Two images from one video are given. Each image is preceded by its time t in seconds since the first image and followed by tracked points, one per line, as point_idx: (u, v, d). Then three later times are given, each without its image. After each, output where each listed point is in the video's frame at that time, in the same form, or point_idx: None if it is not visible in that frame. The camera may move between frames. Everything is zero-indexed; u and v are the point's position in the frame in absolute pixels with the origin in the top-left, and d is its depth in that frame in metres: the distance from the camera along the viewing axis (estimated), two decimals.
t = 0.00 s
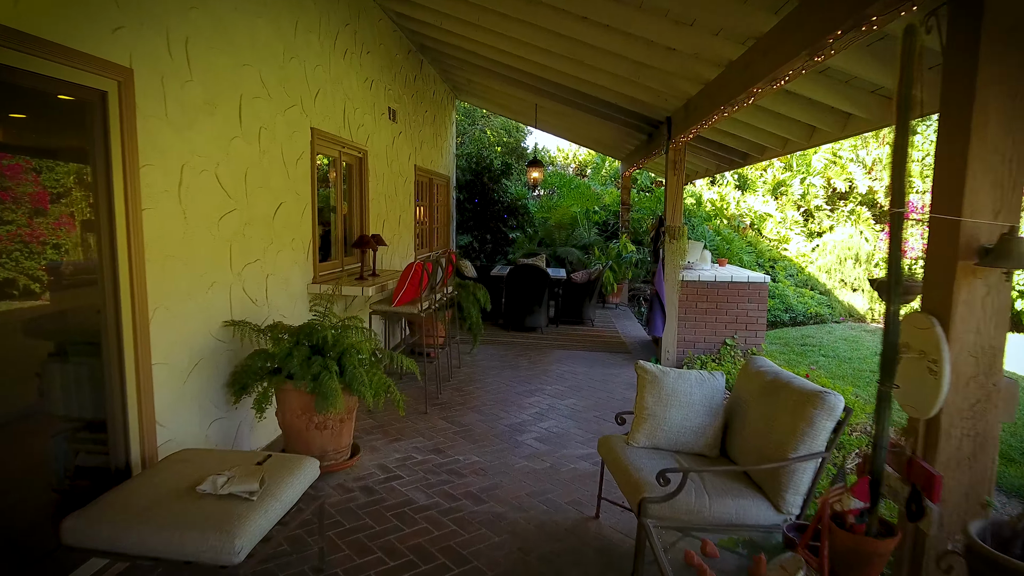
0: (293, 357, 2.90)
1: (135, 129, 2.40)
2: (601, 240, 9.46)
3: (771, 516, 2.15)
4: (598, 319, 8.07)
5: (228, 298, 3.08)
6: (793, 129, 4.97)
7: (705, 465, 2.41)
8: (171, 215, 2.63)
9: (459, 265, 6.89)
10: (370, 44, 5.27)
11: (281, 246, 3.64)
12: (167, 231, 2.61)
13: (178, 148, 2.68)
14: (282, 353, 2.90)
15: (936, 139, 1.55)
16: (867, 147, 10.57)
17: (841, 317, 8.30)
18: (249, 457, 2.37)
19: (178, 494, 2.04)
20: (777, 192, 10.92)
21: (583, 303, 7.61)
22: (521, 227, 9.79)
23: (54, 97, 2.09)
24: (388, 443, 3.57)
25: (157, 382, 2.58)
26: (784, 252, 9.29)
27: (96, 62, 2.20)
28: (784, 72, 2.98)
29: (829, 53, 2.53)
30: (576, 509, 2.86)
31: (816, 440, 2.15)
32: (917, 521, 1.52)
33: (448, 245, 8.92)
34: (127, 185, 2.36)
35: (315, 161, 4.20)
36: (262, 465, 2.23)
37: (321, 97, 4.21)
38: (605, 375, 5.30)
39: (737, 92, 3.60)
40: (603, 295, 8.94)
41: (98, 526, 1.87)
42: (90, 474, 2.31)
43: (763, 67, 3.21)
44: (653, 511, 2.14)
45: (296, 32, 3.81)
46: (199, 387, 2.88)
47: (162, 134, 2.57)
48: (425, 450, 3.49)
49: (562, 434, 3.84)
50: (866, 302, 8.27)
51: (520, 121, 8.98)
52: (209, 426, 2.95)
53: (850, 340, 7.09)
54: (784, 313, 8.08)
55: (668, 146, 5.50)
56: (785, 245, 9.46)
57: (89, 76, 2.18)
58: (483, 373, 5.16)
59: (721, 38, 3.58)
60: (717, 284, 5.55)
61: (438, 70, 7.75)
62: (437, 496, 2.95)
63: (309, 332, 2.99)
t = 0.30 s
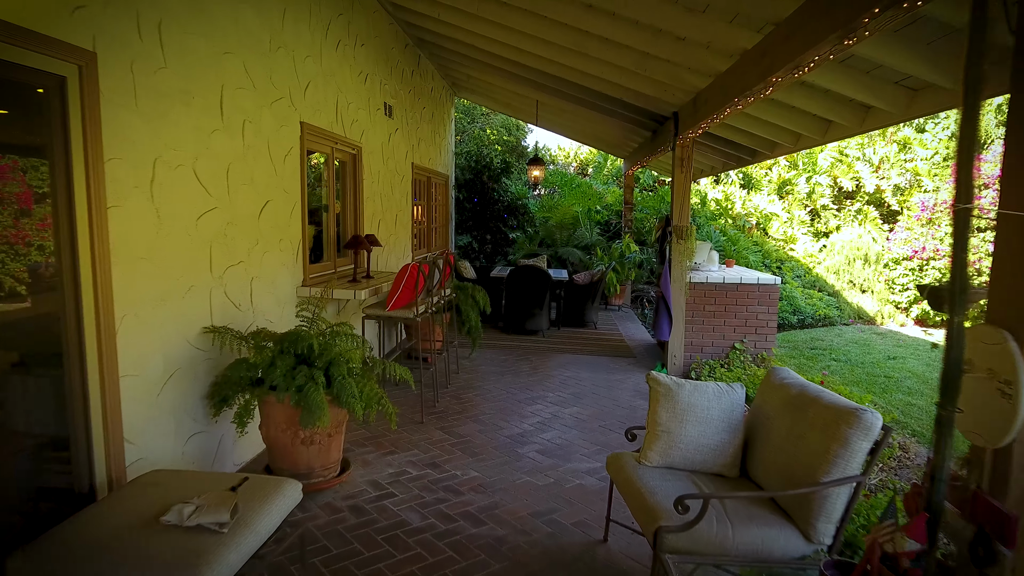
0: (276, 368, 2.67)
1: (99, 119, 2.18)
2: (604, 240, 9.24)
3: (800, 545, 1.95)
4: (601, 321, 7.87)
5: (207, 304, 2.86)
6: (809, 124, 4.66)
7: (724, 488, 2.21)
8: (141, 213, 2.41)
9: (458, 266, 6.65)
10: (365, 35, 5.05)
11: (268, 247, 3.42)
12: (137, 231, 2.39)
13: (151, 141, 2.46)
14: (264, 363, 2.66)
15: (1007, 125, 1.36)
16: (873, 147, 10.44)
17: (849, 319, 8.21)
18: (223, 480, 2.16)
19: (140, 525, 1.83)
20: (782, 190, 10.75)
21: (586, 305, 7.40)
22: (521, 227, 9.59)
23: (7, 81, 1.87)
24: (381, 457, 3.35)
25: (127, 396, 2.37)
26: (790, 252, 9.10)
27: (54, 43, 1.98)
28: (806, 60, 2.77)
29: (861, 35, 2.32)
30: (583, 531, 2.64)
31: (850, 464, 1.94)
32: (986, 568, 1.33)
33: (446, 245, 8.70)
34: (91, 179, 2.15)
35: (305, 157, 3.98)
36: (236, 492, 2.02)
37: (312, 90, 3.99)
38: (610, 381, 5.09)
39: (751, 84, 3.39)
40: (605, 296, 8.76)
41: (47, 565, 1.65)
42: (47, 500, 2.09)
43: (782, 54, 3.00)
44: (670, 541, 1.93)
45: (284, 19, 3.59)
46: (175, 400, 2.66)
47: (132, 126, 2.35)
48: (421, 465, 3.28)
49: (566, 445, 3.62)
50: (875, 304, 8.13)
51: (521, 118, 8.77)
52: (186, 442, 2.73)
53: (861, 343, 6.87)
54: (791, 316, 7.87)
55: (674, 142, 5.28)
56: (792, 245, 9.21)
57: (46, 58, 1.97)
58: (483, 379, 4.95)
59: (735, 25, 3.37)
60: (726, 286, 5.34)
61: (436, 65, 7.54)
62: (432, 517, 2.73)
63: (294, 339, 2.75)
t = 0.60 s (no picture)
0: (259, 380, 2.47)
1: (61, 109, 1.98)
2: (606, 240, 9.11)
3: None
4: (604, 323, 7.68)
5: (186, 309, 2.66)
6: (821, 118, 4.48)
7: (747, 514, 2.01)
8: (110, 212, 2.21)
9: (457, 266, 6.54)
10: (359, 28, 4.85)
11: (254, 248, 3.22)
12: (105, 232, 2.19)
13: (122, 133, 2.26)
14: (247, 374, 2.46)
15: None
16: (880, 146, 10.29)
17: (858, 321, 8.07)
18: (196, 506, 1.96)
19: (100, 561, 1.63)
20: (787, 190, 10.57)
21: (588, 307, 7.21)
22: (523, 227, 9.43)
23: None
24: (374, 471, 3.15)
25: (95, 411, 2.17)
26: (797, 253, 8.84)
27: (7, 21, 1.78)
28: (831, 46, 2.57)
29: (897, 16, 2.12)
30: (590, 555, 2.45)
31: (890, 490, 1.75)
32: None
33: (445, 246, 8.51)
34: (51, 174, 1.95)
35: (295, 153, 3.78)
36: (209, 521, 1.83)
37: (302, 83, 3.79)
38: (615, 387, 4.89)
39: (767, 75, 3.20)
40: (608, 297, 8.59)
41: None
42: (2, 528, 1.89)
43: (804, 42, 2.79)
44: None
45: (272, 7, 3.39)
46: (151, 414, 2.47)
47: (99, 117, 2.15)
48: (416, 480, 3.08)
49: (570, 458, 3.43)
50: (884, 305, 8.00)
51: (521, 115, 8.58)
52: (163, 458, 2.54)
53: (872, 346, 6.67)
54: (799, 318, 7.68)
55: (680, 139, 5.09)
56: (798, 246, 8.96)
57: None
58: (482, 386, 4.75)
59: (750, 13, 3.18)
60: (735, 288, 5.14)
61: (435, 60, 7.34)
62: (428, 539, 2.53)
63: (280, 348, 2.55)
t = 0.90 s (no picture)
0: (241, 393, 2.28)
1: (19, 98, 1.79)
2: (609, 241, 9.02)
3: None
4: (607, 326, 7.50)
5: (165, 315, 2.48)
6: (840, 114, 4.26)
7: (773, 545, 1.83)
8: (76, 210, 2.03)
9: (458, 266, 6.40)
10: (355, 20, 4.67)
11: (241, 250, 3.04)
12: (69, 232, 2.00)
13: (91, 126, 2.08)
14: (228, 388, 2.28)
15: None
16: (887, 145, 10.11)
17: (868, 324, 7.73)
18: (167, 535, 1.78)
19: None
20: (792, 188, 10.32)
21: (591, 309, 7.03)
22: (523, 226, 9.13)
23: None
24: (367, 486, 2.97)
25: (59, 429, 1.99)
26: (804, 253, 8.61)
27: None
28: (860, 32, 2.38)
29: None
30: None
31: (937, 520, 1.57)
32: None
33: (444, 246, 8.32)
34: (8, 171, 1.76)
35: (286, 150, 3.59)
36: (179, 554, 1.65)
37: (294, 76, 3.61)
38: (620, 393, 4.70)
39: (784, 66, 3.02)
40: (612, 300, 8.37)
41: None
42: None
43: (828, 29, 2.61)
44: None
45: None
46: (125, 429, 2.29)
47: (64, 107, 1.97)
48: (412, 496, 2.89)
49: (575, 471, 3.24)
50: (894, 308, 7.73)
51: (523, 113, 8.40)
52: (138, 477, 2.35)
53: (884, 350, 6.50)
54: (808, 320, 7.42)
55: (688, 136, 4.90)
56: (805, 247, 8.70)
57: None
58: (482, 392, 4.56)
59: None
60: (744, 290, 4.95)
61: (434, 56, 7.16)
62: (425, 563, 2.35)
63: (263, 358, 2.36)
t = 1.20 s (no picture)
0: (225, 409, 2.09)
1: None
2: (612, 241, 8.93)
3: None
4: (611, 329, 7.31)
5: (143, 323, 2.29)
6: (859, 109, 3.99)
7: None
8: (40, 210, 1.84)
9: (458, 268, 6.27)
10: (352, 11, 4.47)
11: (228, 252, 2.85)
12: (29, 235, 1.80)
13: (55, 116, 1.88)
14: (211, 403, 2.08)
15: None
16: (896, 144, 9.93)
17: (879, 326, 7.55)
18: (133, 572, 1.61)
19: None
20: (799, 187, 10.15)
21: (595, 312, 6.85)
22: (525, 226, 8.95)
23: None
24: (363, 504, 2.78)
25: (23, 450, 1.81)
26: (812, 254, 8.41)
27: None
28: (899, 16, 2.18)
29: None
30: None
31: (1004, 561, 1.36)
32: None
33: (444, 247, 8.13)
34: None
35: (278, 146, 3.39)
36: None
37: (286, 68, 3.41)
38: (628, 400, 4.52)
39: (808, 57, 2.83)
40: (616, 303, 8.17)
41: None
42: None
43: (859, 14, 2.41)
44: None
45: None
46: (99, 447, 2.10)
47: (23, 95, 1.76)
48: (411, 515, 2.70)
49: (584, 486, 3.05)
50: (905, 310, 7.55)
51: (525, 110, 8.21)
52: (113, 499, 2.16)
53: (898, 353, 6.31)
54: (818, 323, 7.30)
55: (698, 133, 4.71)
56: (814, 247, 8.50)
57: None
58: (485, 400, 4.37)
59: None
60: (756, 292, 4.77)
61: (434, 51, 6.96)
62: None
63: (249, 369, 2.17)
